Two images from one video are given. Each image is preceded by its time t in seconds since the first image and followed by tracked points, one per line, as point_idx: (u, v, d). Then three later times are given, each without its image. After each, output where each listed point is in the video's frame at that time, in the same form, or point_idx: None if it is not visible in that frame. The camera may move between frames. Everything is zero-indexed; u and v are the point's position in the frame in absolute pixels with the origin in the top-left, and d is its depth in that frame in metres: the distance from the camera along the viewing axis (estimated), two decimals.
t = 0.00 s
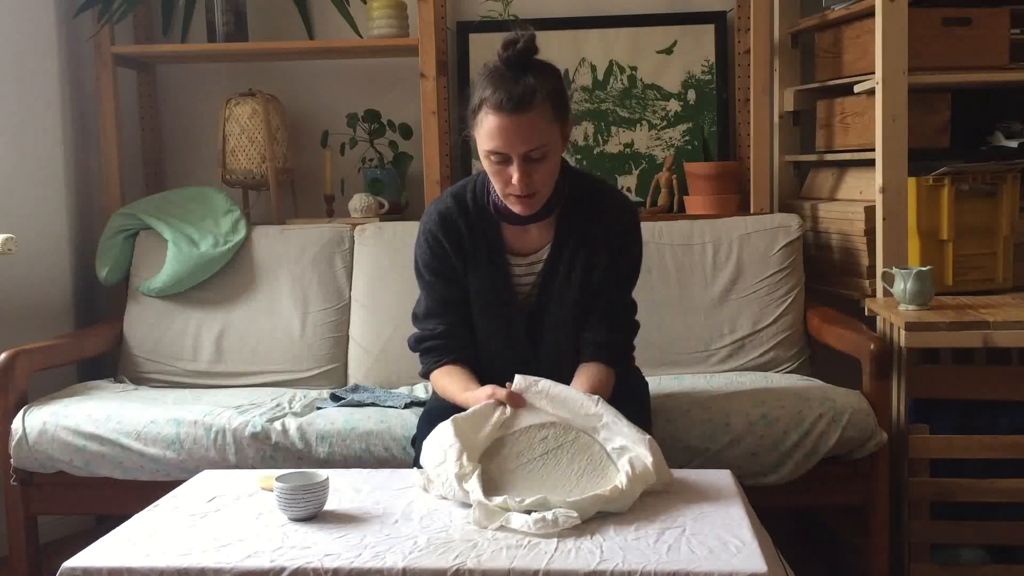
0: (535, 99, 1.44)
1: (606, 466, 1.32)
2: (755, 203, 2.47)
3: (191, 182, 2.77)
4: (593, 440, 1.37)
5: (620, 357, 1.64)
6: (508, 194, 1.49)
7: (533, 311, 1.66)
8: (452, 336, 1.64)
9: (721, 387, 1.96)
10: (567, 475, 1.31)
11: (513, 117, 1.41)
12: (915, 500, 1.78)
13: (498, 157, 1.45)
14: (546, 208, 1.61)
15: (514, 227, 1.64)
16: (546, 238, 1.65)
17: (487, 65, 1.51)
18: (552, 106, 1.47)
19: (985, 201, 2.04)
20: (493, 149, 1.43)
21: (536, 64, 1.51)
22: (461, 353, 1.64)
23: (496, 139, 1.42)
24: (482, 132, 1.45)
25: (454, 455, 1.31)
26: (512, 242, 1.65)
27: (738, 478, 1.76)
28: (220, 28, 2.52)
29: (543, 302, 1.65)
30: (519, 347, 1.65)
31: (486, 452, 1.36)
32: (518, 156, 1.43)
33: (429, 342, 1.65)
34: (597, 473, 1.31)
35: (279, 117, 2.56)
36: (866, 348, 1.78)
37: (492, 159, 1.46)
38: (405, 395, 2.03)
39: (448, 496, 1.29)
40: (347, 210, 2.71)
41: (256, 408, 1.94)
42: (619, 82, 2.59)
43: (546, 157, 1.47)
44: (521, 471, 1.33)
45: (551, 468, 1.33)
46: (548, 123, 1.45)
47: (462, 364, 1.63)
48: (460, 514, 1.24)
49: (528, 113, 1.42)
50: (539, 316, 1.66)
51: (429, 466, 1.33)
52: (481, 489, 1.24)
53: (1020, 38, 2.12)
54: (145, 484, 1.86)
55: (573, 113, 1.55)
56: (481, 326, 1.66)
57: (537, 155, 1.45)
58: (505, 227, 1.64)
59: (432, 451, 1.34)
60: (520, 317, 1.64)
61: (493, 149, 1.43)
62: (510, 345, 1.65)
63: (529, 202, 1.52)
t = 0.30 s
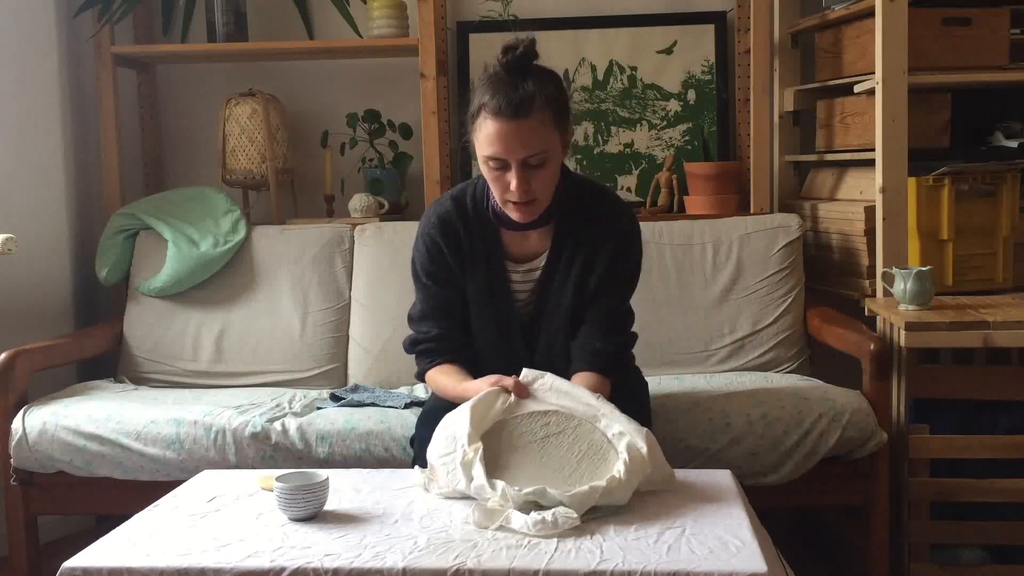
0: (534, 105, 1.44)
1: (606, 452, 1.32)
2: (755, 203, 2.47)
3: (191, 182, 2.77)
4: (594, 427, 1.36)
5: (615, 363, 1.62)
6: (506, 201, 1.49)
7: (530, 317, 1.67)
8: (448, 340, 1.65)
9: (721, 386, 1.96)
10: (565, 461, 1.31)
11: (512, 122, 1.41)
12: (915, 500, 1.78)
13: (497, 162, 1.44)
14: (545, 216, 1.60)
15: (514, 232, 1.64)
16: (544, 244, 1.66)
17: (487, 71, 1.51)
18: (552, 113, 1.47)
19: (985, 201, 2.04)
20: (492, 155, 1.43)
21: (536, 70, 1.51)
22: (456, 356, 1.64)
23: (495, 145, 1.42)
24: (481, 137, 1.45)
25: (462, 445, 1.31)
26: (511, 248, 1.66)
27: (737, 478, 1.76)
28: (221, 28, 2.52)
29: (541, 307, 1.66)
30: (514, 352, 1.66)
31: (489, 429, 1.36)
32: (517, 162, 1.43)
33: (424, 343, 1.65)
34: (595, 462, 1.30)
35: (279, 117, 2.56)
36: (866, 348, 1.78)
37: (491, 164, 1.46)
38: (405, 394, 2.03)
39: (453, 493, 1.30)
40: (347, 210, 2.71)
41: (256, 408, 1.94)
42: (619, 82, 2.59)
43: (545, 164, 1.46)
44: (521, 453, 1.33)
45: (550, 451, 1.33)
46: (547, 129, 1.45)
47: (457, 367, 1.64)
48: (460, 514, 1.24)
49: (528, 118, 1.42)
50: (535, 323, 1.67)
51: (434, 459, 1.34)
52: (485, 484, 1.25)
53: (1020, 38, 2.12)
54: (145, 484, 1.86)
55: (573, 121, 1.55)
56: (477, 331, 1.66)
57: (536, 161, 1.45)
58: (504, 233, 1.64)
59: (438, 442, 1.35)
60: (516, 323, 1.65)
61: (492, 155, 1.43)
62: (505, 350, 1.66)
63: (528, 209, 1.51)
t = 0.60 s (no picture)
0: (532, 99, 1.44)
1: (615, 408, 1.32)
2: (755, 203, 2.47)
3: (191, 182, 2.77)
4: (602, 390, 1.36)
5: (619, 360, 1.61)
6: (507, 196, 1.49)
7: (531, 315, 1.67)
8: (447, 337, 1.64)
9: (721, 386, 1.96)
10: (574, 413, 1.29)
11: (511, 117, 1.41)
12: (915, 500, 1.78)
13: (497, 157, 1.45)
14: (545, 212, 1.60)
15: (515, 228, 1.64)
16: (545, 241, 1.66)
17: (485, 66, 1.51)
18: (551, 108, 1.47)
19: (985, 201, 2.04)
20: (492, 149, 1.43)
21: (534, 64, 1.51)
22: (454, 354, 1.63)
23: (496, 140, 1.42)
24: (480, 132, 1.45)
25: (467, 415, 1.31)
26: (510, 244, 1.66)
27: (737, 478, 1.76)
28: (221, 28, 2.52)
29: (541, 304, 1.66)
30: (513, 350, 1.66)
31: (494, 389, 1.35)
32: (516, 156, 1.43)
33: (421, 340, 1.64)
34: (604, 415, 1.29)
35: (279, 117, 2.56)
36: (866, 348, 1.78)
37: (491, 159, 1.46)
38: (405, 395, 2.03)
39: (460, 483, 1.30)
40: (347, 210, 2.71)
41: (256, 408, 1.94)
42: (619, 82, 2.59)
43: (544, 157, 1.46)
44: (526, 404, 1.31)
45: (558, 404, 1.31)
46: (546, 122, 1.45)
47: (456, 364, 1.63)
48: (460, 514, 1.24)
49: (527, 113, 1.42)
50: (534, 320, 1.67)
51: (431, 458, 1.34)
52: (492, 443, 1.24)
53: (1020, 38, 2.12)
54: (145, 484, 1.86)
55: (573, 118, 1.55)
56: (476, 329, 1.66)
57: (535, 154, 1.45)
58: (503, 230, 1.64)
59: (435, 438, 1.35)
60: (515, 320, 1.65)
61: (491, 150, 1.43)
62: (504, 348, 1.65)
63: (528, 204, 1.51)
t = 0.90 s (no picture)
0: (521, 85, 1.45)
1: (615, 385, 1.32)
2: (755, 203, 2.47)
3: (191, 182, 2.77)
4: (601, 369, 1.36)
5: (625, 345, 1.58)
6: (502, 183, 1.50)
7: (531, 307, 1.67)
8: (459, 330, 1.63)
9: (722, 386, 1.96)
10: (573, 393, 1.30)
11: (500, 103, 1.42)
12: (915, 500, 1.78)
13: (489, 144, 1.45)
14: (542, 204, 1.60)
15: (514, 220, 1.65)
16: (544, 232, 1.66)
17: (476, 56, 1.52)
18: (540, 93, 1.47)
19: (985, 201, 2.04)
20: (484, 136, 1.44)
21: (523, 51, 1.51)
22: (469, 348, 1.62)
23: (487, 126, 1.42)
24: (472, 120, 1.46)
25: (469, 401, 1.32)
26: (510, 237, 1.66)
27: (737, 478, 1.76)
28: (221, 28, 2.52)
29: (543, 295, 1.66)
30: (520, 341, 1.67)
31: (495, 377, 1.36)
32: (507, 141, 1.43)
33: (434, 336, 1.63)
34: (604, 394, 1.30)
35: (279, 117, 2.56)
36: (866, 348, 1.78)
37: (483, 146, 1.46)
38: (405, 395, 2.03)
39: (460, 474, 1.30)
40: (347, 210, 2.71)
41: (256, 408, 1.94)
42: (619, 82, 2.59)
43: (536, 142, 1.46)
44: (527, 387, 1.33)
45: (558, 385, 1.32)
46: (536, 107, 1.45)
47: (470, 358, 1.61)
48: (460, 514, 1.25)
49: (515, 97, 1.43)
50: (538, 310, 1.67)
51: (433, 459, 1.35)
52: (494, 434, 1.25)
53: (1020, 38, 2.12)
54: (145, 484, 1.86)
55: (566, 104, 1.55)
56: (487, 320, 1.66)
57: (526, 140, 1.45)
58: (506, 221, 1.65)
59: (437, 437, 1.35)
60: (521, 310, 1.66)
61: (482, 137, 1.44)
62: (511, 334, 1.67)
63: (524, 190, 1.52)
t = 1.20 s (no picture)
0: (516, 77, 1.44)
1: (622, 353, 1.32)
2: (755, 203, 2.47)
3: (191, 182, 2.77)
4: (607, 343, 1.36)
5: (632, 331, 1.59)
6: (500, 174, 1.50)
7: (531, 303, 1.65)
8: (445, 320, 1.65)
9: (722, 386, 1.96)
10: (582, 365, 1.30)
11: (496, 96, 1.42)
12: (915, 500, 1.78)
13: (486, 136, 1.45)
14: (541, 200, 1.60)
15: (513, 214, 1.65)
16: (543, 225, 1.65)
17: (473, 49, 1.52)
18: (535, 84, 1.47)
19: (985, 201, 2.04)
20: (481, 128, 1.44)
21: (518, 43, 1.51)
22: (452, 339, 1.65)
23: (484, 118, 1.42)
24: (469, 113, 1.46)
25: (478, 386, 1.31)
26: (508, 231, 1.66)
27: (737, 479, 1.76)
28: (221, 28, 2.52)
29: (542, 290, 1.64)
30: (518, 337, 1.64)
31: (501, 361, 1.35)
32: (504, 133, 1.43)
33: (419, 324, 1.65)
34: (612, 361, 1.30)
35: (279, 117, 2.56)
36: (866, 348, 1.78)
37: (481, 139, 1.46)
38: (405, 395, 2.03)
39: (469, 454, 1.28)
40: (347, 210, 2.71)
41: (256, 408, 1.94)
42: (619, 82, 2.59)
43: (533, 133, 1.47)
44: (533, 365, 1.33)
45: (566, 360, 1.32)
46: (532, 99, 1.45)
47: (454, 348, 1.64)
48: (460, 514, 1.24)
49: (511, 89, 1.43)
50: (538, 306, 1.65)
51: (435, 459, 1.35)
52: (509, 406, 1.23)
53: (1020, 38, 2.12)
54: (145, 484, 1.86)
55: (562, 96, 1.55)
56: (482, 314, 1.65)
57: (524, 131, 1.45)
58: (505, 214, 1.65)
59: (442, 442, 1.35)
60: (519, 305, 1.64)
61: (479, 129, 1.44)
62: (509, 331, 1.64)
63: (522, 181, 1.52)
